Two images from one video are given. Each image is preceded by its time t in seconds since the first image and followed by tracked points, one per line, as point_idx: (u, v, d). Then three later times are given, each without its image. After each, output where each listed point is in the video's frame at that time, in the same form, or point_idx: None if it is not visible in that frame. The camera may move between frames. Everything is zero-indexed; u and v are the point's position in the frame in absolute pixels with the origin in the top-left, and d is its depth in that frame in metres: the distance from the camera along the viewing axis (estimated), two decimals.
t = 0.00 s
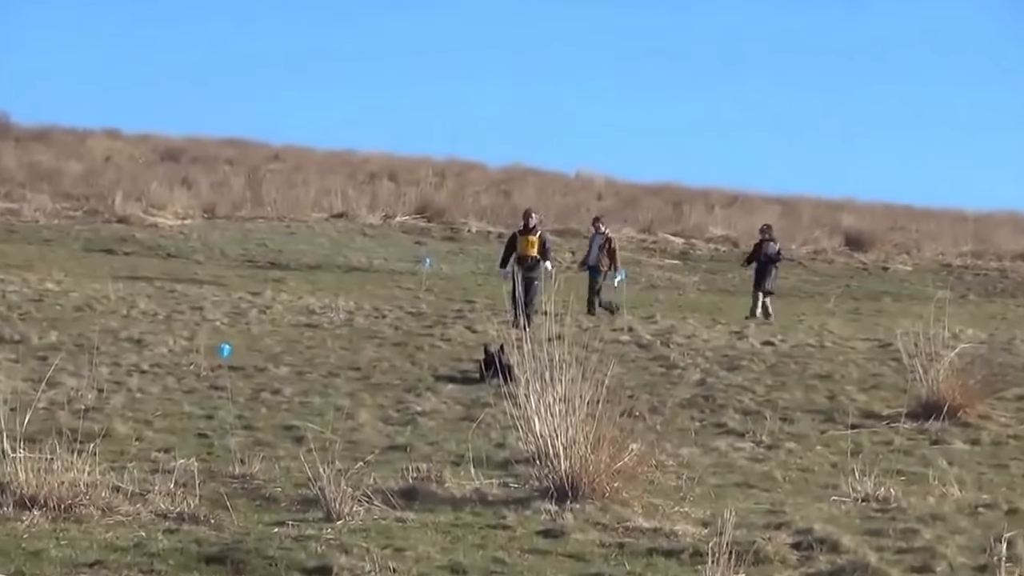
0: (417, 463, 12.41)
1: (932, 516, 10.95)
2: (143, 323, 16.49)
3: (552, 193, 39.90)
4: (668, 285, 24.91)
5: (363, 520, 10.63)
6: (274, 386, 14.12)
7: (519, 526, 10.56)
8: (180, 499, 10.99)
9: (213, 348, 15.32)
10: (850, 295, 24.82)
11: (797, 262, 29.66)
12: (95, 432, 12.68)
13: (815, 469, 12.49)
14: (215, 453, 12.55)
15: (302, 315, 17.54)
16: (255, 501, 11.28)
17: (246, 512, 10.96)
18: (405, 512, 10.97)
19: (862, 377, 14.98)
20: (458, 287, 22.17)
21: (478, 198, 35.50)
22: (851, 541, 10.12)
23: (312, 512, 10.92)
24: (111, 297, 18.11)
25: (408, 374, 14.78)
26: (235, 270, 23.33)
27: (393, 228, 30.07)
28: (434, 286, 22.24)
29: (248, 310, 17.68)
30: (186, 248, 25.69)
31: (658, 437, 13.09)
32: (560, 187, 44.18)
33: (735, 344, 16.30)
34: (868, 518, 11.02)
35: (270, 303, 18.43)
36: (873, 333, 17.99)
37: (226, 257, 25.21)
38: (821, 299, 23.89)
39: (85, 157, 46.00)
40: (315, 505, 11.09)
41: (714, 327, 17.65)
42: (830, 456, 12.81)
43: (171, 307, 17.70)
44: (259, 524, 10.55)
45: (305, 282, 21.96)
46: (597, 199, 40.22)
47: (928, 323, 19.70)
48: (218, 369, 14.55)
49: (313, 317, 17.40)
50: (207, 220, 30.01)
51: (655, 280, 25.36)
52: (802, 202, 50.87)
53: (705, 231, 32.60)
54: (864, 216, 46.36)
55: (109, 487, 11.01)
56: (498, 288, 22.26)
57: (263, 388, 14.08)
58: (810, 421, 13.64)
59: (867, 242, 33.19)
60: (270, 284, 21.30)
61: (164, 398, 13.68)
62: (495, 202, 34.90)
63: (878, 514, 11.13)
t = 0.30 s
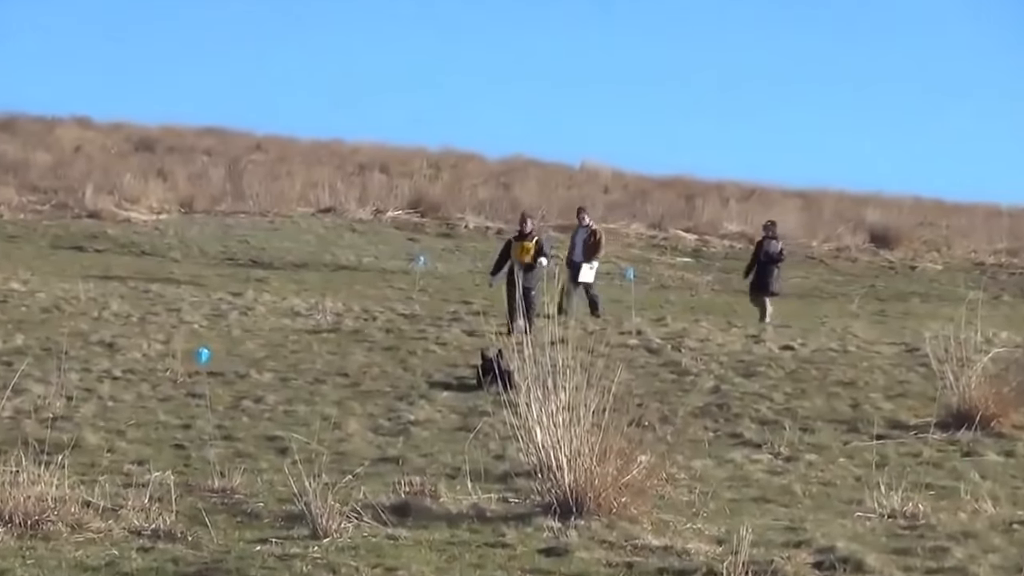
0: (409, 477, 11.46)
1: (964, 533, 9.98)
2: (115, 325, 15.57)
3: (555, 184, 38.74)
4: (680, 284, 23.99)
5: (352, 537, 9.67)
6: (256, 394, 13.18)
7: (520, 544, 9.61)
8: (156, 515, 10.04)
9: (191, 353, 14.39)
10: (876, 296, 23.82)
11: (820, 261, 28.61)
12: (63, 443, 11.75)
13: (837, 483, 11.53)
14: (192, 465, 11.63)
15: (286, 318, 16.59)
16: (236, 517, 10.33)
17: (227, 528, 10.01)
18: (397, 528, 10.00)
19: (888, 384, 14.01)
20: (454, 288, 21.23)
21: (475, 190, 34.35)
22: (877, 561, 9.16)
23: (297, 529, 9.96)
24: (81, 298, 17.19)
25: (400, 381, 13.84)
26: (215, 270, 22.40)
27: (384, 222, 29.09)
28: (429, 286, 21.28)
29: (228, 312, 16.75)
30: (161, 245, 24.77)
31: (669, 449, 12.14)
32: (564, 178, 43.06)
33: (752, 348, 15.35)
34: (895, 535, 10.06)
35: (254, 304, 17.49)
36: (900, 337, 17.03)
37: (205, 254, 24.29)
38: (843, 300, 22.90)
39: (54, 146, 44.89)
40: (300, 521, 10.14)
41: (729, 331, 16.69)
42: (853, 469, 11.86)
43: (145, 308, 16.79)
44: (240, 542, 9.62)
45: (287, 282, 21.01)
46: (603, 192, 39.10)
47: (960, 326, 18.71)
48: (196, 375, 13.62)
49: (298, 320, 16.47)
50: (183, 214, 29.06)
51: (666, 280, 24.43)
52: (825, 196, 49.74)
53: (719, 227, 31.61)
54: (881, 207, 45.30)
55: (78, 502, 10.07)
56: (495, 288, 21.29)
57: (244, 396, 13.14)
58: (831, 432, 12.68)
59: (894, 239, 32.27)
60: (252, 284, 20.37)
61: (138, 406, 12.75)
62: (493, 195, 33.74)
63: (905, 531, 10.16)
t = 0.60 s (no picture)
0: (399, 500, 10.25)
1: (1015, 565, 8.79)
2: (74, 333, 14.38)
3: (560, 173, 37.16)
4: (699, 287, 22.77)
5: (336, 569, 8.45)
6: (229, 408, 11.98)
7: None
8: (117, 543, 8.82)
9: (160, 363, 13.19)
10: (914, 299, 22.52)
11: (854, 261, 27.06)
12: (15, 463, 10.56)
13: (872, 507, 10.32)
14: (159, 487, 10.42)
15: (262, 324, 15.40)
16: (207, 544, 9.12)
17: (195, 558, 8.80)
18: (385, 558, 8.79)
19: (927, 398, 12.79)
20: (448, 291, 20.02)
21: (471, 182, 32.85)
22: None
23: (273, 559, 8.75)
24: (37, 302, 16.01)
25: (389, 394, 12.65)
26: (176, 270, 21.21)
27: (368, 217, 27.82)
28: (420, 289, 20.06)
29: (198, 318, 15.56)
30: (125, 245, 23.50)
31: (686, 469, 10.94)
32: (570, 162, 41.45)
33: (778, 358, 14.14)
34: (937, 566, 8.86)
35: (228, 309, 16.29)
36: (941, 345, 15.79)
37: (173, 254, 23.06)
38: (877, 305, 21.62)
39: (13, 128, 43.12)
40: (278, 550, 8.91)
41: (751, 338, 15.46)
42: (890, 491, 10.65)
43: (107, 314, 15.61)
44: (208, 574, 8.40)
45: (258, 284, 19.80)
46: (612, 182, 37.57)
47: (1007, 334, 17.44)
48: (163, 388, 12.43)
49: (275, 327, 15.27)
50: (149, 210, 27.53)
51: (685, 282, 23.23)
52: (857, 189, 48.23)
53: (741, 224, 30.21)
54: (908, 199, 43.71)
55: (31, 528, 8.86)
56: (490, 291, 20.08)
57: (217, 410, 11.94)
58: (865, 449, 11.47)
59: (934, 237, 30.28)
60: (224, 287, 19.18)
61: (99, 422, 11.57)
62: (490, 187, 32.19)
63: (948, 561, 8.95)
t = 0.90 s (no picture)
0: (384, 527, 9.07)
1: None
2: (23, 341, 13.23)
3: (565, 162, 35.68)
4: (721, 290, 21.57)
5: None
6: (195, 424, 10.82)
7: None
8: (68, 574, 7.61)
9: (120, 373, 12.05)
10: (960, 303, 21.26)
11: (891, 260, 25.64)
12: None
13: (912, 535, 9.13)
14: (117, 512, 9.24)
15: (234, 331, 14.25)
16: None
17: None
18: None
19: (973, 413, 11.60)
20: (440, 294, 18.85)
21: (465, 172, 31.47)
22: None
23: None
24: None
25: (375, 408, 11.49)
26: (133, 269, 20.02)
27: (349, 211, 26.65)
28: (410, 292, 18.87)
29: (161, 323, 14.42)
30: (78, 241, 22.21)
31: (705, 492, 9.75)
32: (579, 147, 39.94)
33: (807, 369, 12.95)
34: None
35: (197, 314, 15.14)
36: (988, 354, 14.58)
37: (131, 252, 21.87)
38: (916, 310, 20.32)
39: None
40: None
41: (777, 347, 14.25)
42: (933, 517, 9.45)
43: (60, 319, 14.46)
44: None
45: (227, 285, 18.65)
46: (623, 172, 36.15)
47: None
48: (123, 401, 11.30)
49: (247, 333, 14.12)
50: (105, 203, 26.12)
51: (705, 284, 22.03)
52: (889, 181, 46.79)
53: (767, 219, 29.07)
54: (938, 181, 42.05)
55: None
56: (486, 294, 18.88)
57: (181, 426, 10.79)
58: (904, 470, 10.28)
59: (982, 234, 28.66)
60: (189, 289, 18.04)
61: (49, 440, 10.41)
62: (486, 177, 30.77)
63: None
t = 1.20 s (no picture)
0: (368, 553, 8.09)
1: None
2: None
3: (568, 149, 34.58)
4: (743, 292, 20.60)
5: None
6: (158, 440, 9.86)
7: None
8: None
9: (78, 383, 11.10)
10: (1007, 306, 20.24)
11: (930, 259, 24.67)
12: None
13: (954, 562, 8.14)
14: (74, 538, 8.25)
15: (201, 337, 13.31)
16: None
17: None
18: None
19: (1020, 428, 10.62)
20: (432, 295, 17.92)
21: (458, 160, 30.41)
22: None
23: None
24: None
25: (360, 421, 10.53)
26: (90, 268, 18.98)
27: (330, 206, 25.70)
28: (397, 294, 17.90)
29: (122, 328, 13.51)
30: (30, 238, 21.20)
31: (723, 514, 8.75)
32: (587, 134, 38.81)
33: (836, 379, 11.98)
34: None
35: (163, 319, 14.20)
36: None
37: (89, 248, 20.84)
38: (957, 313, 19.28)
39: None
40: None
41: (805, 356, 13.23)
42: (976, 543, 8.46)
43: (11, 323, 13.55)
44: None
45: (194, 286, 17.69)
46: (633, 161, 35.04)
47: None
48: (79, 415, 10.35)
49: (217, 339, 13.21)
50: (59, 195, 25.15)
51: (723, 285, 21.07)
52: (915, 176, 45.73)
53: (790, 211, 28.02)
54: (965, 166, 40.91)
55: None
56: (477, 295, 17.92)
57: (144, 442, 9.83)
58: (944, 491, 9.29)
59: None
60: (153, 291, 17.10)
61: None
62: (480, 165, 29.63)
63: None
